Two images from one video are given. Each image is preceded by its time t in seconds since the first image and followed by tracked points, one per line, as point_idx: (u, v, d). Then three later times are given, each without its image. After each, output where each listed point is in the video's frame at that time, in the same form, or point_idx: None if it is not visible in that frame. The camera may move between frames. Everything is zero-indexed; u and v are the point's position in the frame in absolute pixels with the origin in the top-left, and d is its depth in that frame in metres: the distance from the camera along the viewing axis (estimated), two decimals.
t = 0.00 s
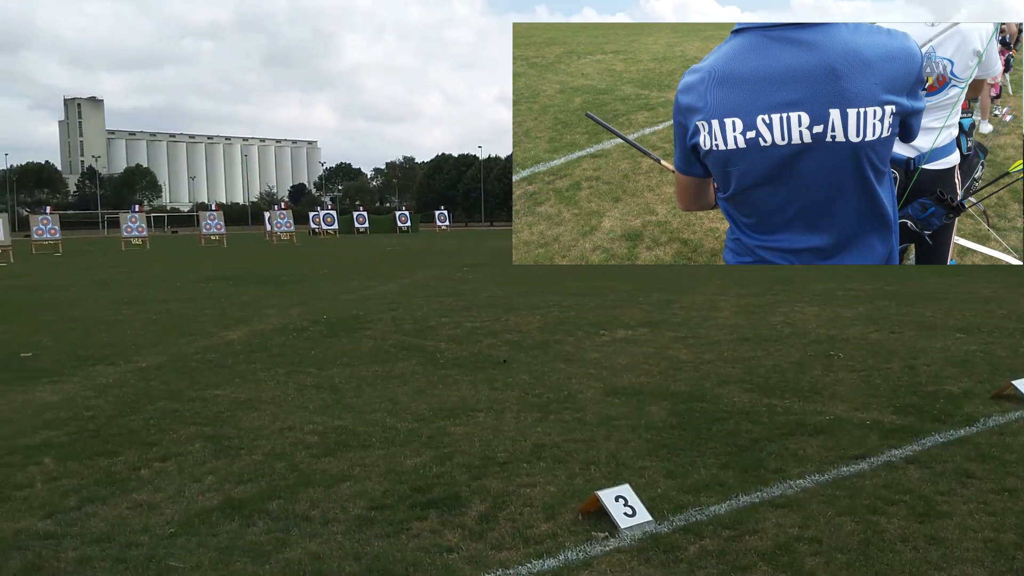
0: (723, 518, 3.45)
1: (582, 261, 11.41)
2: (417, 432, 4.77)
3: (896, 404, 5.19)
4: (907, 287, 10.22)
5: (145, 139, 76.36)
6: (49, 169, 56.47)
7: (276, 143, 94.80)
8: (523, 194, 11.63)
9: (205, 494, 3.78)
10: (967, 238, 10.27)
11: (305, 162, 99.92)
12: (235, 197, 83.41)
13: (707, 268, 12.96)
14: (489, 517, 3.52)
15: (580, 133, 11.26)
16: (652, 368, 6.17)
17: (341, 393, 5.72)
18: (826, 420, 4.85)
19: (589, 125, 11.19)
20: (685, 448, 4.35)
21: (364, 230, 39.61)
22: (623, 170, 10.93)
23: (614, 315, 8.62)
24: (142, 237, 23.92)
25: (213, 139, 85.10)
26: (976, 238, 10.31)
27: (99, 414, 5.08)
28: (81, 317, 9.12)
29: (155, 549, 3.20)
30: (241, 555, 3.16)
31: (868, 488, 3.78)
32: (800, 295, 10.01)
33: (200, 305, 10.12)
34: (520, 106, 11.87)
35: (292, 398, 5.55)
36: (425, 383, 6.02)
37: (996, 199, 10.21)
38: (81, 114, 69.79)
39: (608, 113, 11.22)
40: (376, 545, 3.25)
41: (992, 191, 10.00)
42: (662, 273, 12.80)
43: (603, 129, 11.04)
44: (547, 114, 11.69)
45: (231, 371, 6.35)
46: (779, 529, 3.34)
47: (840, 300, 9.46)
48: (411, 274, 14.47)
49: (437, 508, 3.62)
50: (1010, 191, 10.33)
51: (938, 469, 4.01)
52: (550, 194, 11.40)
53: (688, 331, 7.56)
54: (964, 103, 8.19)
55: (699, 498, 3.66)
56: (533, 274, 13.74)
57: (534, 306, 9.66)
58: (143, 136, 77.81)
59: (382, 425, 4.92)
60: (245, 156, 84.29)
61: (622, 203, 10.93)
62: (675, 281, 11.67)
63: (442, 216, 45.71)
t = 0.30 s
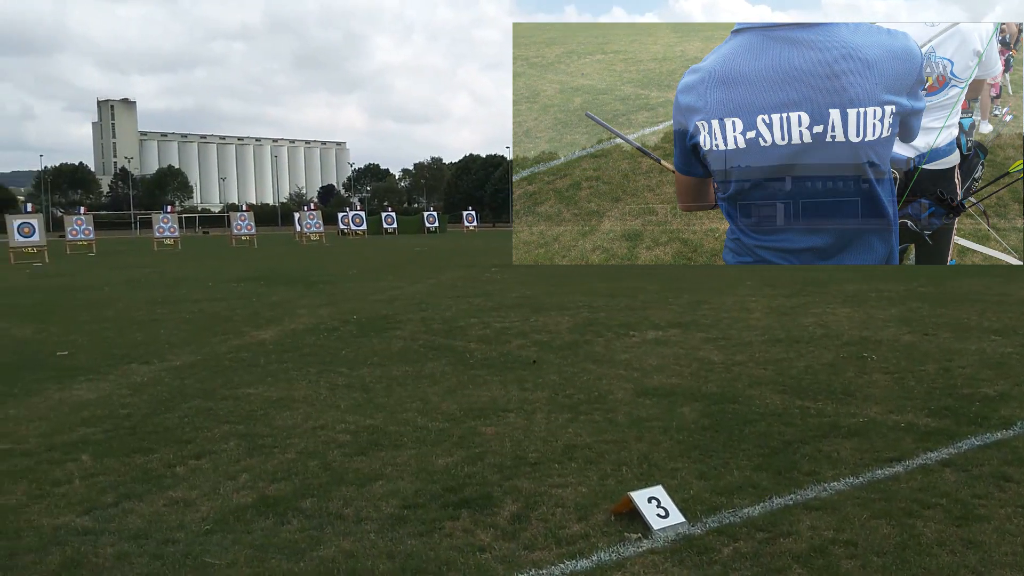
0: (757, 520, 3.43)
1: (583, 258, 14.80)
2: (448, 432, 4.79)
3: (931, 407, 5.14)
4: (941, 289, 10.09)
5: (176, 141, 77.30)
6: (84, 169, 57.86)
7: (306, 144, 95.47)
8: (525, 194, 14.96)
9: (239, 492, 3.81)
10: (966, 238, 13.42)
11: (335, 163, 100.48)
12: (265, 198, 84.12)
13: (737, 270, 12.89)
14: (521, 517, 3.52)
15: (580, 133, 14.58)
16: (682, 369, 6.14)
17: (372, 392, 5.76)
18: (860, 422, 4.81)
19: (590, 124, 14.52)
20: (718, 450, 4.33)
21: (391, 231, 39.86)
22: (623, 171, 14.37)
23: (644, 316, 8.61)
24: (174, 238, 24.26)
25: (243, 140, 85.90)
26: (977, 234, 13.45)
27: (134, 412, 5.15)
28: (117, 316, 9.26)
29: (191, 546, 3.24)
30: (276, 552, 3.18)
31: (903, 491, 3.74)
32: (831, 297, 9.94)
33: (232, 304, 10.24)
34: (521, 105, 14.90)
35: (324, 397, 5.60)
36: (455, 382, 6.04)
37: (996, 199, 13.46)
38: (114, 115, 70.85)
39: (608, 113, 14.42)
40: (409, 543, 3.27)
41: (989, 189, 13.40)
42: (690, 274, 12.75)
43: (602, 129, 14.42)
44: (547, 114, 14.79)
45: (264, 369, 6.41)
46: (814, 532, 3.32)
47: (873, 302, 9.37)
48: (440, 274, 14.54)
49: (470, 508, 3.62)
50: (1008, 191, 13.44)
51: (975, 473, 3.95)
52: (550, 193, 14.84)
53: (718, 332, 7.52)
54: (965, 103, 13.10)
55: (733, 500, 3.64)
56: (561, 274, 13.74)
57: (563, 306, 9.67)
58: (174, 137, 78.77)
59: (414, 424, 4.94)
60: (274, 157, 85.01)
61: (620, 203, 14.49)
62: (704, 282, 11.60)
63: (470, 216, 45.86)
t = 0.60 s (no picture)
0: (791, 522, 3.41)
1: (584, 258, 15.77)
2: (479, 431, 4.80)
3: (967, 410, 5.07)
4: (977, 292, 9.94)
5: (208, 141, 78.02)
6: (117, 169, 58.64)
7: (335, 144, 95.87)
8: (525, 193, 15.77)
9: (274, 489, 3.84)
10: (967, 238, 14.44)
11: (364, 163, 100.81)
12: (295, 198, 84.71)
13: (767, 271, 12.80)
14: (553, 517, 3.52)
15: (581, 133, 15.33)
16: (714, 371, 6.11)
17: (403, 391, 5.78)
18: (895, 425, 4.76)
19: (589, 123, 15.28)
20: (752, 452, 4.30)
21: (420, 231, 40.01)
22: (623, 170, 15.26)
23: (675, 317, 8.58)
24: (205, 237, 24.45)
25: (274, 141, 86.48)
26: (977, 237, 14.40)
27: (169, 409, 5.20)
28: (150, 314, 9.36)
29: (227, 542, 3.26)
30: (311, 549, 3.20)
31: (939, 494, 3.70)
32: (864, 298, 9.85)
33: (263, 303, 10.31)
34: (522, 104, 15.51)
35: (355, 395, 5.63)
36: (486, 382, 6.04)
37: (996, 198, 14.38)
38: (147, 115, 71.66)
39: (607, 113, 15.21)
40: (442, 542, 3.28)
41: (989, 189, 14.36)
42: (720, 275, 12.64)
43: (602, 129, 15.22)
44: (547, 115, 15.45)
45: (296, 368, 6.46)
46: (847, 536, 3.29)
47: (907, 303, 9.27)
48: (469, 274, 14.57)
49: (502, 508, 3.62)
50: (1009, 191, 14.33)
51: (1012, 477, 3.90)
52: (549, 194, 15.63)
53: (750, 333, 7.48)
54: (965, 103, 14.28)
55: (766, 502, 3.62)
56: (590, 275, 13.70)
57: (593, 306, 9.65)
58: (205, 137, 79.59)
59: (444, 424, 4.95)
60: (303, 158, 85.60)
61: (621, 204, 15.41)
62: (736, 283, 11.53)
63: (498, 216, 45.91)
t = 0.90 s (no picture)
0: (826, 525, 3.38)
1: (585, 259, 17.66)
2: (510, 431, 4.81)
3: (1005, 414, 5.00)
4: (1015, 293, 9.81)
5: (241, 142, 78.80)
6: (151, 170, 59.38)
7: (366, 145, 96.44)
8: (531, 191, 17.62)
9: (308, 486, 3.87)
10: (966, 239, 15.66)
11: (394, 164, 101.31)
12: (325, 198, 85.30)
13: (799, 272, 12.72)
14: (586, 518, 3.52)
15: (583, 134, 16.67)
16: (746, 373, 6.08)
17: (435, 390, 5.80)
18: (931, 428, 4.71)
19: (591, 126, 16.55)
20: (785, 454, 4.27)
21: (449, 232, 40.17)
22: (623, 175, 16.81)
23: (706, 318, 8.56)
24: (237, 237, 24.69)
25: (305, 142, 87.14)
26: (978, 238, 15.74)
27: (204, 407, 5.26)
28: (184, 313, 9.48)
29: (262, 538, 3.29)
30: (346, 546, 3.23)
31: (977, 499, 3.66)
32: (899, 300, 9.75)
33: (296, 302, 10.41)
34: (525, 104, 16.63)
35: (387, 394, 5.65)
36: (517, 382, 6.05)
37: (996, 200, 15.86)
38: (181, 116, 72.51)
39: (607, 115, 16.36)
40: (475, 541, 3.28)
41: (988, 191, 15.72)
42: (751, 276, 12.60)
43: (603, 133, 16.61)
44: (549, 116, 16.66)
45: (328, 366, 6.50)
46: (883, 539, 3.26)
47: (941, 305, 9.18)
48: (499, 274, 14.62)
49: (535, 508, 3.62)
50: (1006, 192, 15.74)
51: None
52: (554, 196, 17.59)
53: (782, 335, 7.43)
54: (965, 102, 14.52)
55: (802, 506, 3.59)
56: (620, 275, 13.67)
57: (623, 307, 9.64)
58: (238, 137, 80.37)
59: (476, 423, 4.96)
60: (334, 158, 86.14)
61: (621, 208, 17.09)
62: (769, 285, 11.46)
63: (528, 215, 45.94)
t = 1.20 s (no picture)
0: (859, 528, 3.36)
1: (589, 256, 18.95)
2: (540, 432, 4.80)
3: None
4: None
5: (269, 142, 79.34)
6: (180, 170, 57.91)
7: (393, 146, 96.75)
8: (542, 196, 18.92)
9: (338, 485, 3.89)
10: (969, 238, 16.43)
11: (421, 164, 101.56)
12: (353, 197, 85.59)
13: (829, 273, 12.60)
14: (616, 519, 3.51)
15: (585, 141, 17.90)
16: (777, 375, 6.03)
17: (463, 390, 5.81)
18: (965, 432, 4.64)
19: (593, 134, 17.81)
20: (817, 457, 4.24)
21: (476, 232, 40.15)
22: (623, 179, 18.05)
23: (735, 319, 8.50)
24: (267, 237, 24.82)
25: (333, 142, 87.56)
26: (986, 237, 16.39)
27: (236, 406, 5.29)
28: (215, 312, 9.56)
29: (294, 536, 3.31)
30: (376, 545, 3.24)
31: (1013, 503, 3.61)
32: (931, 301, 9.62)
33: (325, 302, 10.46)
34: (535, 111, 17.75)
35: (416, 394, 5.67)
36: (545, 383, 6.04)
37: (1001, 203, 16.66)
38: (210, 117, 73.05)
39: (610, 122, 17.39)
40: (505, 541, 3.28)
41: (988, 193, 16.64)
42: (781, 277, 12.49)
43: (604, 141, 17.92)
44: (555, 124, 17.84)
45: (357, 366, 6.53)
46: (919, 543, 3.22)
47: (976, 307, 9.06)
48: (527, 275, 14.60)
49: (566, 509, 3.62)
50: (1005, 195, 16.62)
51: None
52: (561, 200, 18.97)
53: (813, 336, 7.37)
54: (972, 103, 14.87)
55: (835, 508, 3.56)
56: (649, 275, 13.59)
57: (651, 308, 9.60)
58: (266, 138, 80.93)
59: (505, 424, 4.96)
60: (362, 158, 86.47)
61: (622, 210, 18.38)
62: (799, 286, 11.37)
63: (554, 215, 45.87)
